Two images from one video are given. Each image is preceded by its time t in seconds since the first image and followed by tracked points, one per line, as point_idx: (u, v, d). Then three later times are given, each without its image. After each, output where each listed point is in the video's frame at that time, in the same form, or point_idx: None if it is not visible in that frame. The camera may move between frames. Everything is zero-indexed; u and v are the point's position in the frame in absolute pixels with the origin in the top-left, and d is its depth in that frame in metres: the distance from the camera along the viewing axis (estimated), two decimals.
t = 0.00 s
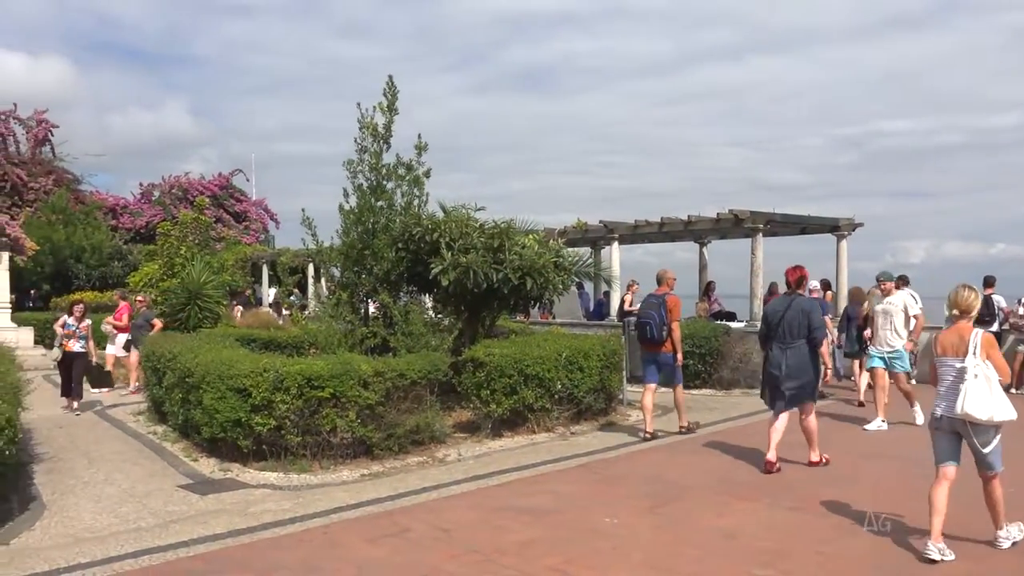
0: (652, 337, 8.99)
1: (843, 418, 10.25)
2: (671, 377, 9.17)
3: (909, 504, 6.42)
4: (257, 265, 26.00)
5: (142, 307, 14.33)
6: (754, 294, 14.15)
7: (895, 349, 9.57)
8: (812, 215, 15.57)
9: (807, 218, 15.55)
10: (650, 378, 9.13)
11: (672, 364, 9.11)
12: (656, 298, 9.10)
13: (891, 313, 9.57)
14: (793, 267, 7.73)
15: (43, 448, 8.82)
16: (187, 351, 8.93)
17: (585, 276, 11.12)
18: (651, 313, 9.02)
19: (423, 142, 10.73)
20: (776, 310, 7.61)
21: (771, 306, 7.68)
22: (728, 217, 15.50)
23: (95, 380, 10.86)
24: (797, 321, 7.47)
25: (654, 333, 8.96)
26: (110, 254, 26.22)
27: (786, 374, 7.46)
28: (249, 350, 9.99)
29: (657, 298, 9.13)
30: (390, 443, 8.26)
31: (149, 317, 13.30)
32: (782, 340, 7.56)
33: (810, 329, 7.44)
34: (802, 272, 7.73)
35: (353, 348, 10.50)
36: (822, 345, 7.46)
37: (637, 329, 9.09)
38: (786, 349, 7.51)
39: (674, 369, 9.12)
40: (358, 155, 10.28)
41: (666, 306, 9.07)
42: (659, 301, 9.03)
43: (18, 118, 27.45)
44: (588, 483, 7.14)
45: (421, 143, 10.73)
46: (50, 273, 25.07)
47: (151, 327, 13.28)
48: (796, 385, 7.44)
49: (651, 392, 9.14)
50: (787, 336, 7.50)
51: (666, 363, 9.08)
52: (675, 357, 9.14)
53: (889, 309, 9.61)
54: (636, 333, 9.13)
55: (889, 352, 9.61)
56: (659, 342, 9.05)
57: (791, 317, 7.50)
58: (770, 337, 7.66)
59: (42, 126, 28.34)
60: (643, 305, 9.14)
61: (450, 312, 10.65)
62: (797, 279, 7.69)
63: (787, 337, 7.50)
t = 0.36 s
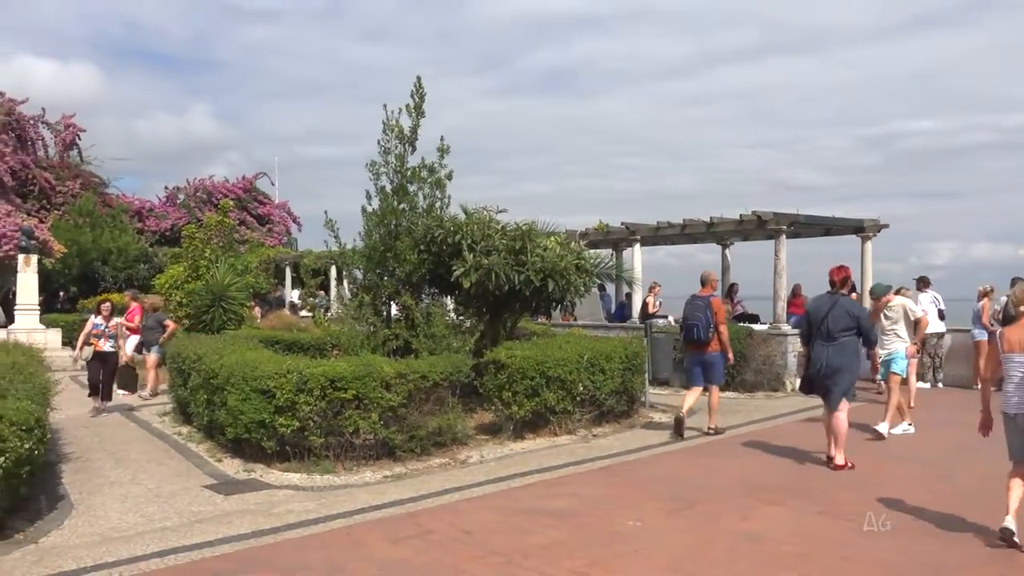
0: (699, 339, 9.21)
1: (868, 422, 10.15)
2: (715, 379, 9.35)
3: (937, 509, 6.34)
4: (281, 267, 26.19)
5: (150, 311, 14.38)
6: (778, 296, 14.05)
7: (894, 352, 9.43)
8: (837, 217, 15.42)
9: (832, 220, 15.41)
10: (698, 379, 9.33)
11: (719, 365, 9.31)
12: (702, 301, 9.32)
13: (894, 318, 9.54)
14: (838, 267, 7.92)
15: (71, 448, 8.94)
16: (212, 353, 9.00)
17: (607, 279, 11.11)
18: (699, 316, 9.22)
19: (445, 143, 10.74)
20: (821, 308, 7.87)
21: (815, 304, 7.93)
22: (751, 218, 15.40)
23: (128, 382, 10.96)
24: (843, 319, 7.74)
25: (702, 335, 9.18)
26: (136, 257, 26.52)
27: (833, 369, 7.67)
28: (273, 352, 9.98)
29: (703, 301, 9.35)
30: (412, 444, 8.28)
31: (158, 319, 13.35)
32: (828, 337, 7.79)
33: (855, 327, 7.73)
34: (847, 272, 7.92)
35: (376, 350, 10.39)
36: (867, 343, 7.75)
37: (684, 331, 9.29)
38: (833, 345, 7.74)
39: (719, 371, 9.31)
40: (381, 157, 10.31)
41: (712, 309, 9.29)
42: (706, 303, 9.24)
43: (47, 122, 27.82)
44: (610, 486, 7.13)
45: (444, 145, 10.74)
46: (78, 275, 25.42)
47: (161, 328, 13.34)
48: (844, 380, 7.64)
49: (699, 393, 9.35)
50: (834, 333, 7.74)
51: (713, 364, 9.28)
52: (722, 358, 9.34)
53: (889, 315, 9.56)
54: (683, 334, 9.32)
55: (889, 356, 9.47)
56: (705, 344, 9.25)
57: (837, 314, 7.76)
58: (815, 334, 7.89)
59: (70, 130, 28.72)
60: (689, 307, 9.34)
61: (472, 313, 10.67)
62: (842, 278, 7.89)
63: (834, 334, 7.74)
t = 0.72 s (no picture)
0: (740, 337, 9.16)
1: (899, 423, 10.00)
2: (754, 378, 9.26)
3: (970, 512, 6.24)
4: (308, 268, 26.40)
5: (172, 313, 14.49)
6: (807, 297, 13.90)
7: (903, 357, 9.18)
8: (867, 216, 15.24)
9: (861, 219, 15.22)
10: (740, 378, 9.22)
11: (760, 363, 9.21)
12: (744, 301, 9.33)
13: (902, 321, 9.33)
14: (875, 267, 7.97)
15: (104, 448, 9.07)
16: (242, 354, 9.08)
17: (633, 280, 11.07)
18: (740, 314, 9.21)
19: (472, 144, 10.75)
20: (859, 307, 7.93)
21: (852, 305, 7.99)
22: (779, 218, 15.26)
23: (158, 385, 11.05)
24: (881, 318, 7.79)
25: (743, 333, 9.14)
26: (167, 259, 26.87)
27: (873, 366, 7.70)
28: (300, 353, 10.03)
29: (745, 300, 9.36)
30: (440, 445, 8.30)
31: (174, 320, 13.39)
32: (866, 336, 7.84)
33: (893, 326, 7.78)
34: (884, 272, 7.97)
35: (403, 350, 10.41)
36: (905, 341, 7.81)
37: (725, 329, 9.27)
38: (871, 344, 7.78)
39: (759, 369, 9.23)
40: (408, 158, 10.35)
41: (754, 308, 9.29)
42: (748, 303, 9.24)
43: (80, 126, 28.26)
44: (637, 487, 7.09)
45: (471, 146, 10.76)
46: (110, 277, 25.83)
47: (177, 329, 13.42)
48: (883, 378, 7.67)
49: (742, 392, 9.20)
50: (872, 332, 7.79)
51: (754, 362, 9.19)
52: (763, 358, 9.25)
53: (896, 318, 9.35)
54: (723, 333, 9.30)
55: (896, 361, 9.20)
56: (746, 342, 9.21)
57: (875, 313, 7.83)
58: (852, 335, 7.94)
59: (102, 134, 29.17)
60: (731, 307, 9.35)
61: (498, 314, 10.69)
62: (880, 277, 7.95)
63: (874, 333, 7.79)
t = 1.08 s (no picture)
0: (777, 333, 9.46)
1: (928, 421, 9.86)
2: (794, 373, 9.57)
3: (1002, 512, 6.13)
4: (332, 267, 26.56)
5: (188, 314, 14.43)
6: (833, 295, 13.76)
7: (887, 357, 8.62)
8: (894, 213, 15.05)
9: (888, 216, 15.02)
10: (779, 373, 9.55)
11: (797, 359, 9.53)
12: (780, 297, 9.58)
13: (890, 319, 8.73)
14: (913, 265, 8.03)
15: (132, 445, 9.19)
16: (267, 352, 9.15)
17: (656, 278, 11.02)
18: (776, 311, 9.49)
19: (493, 143, 10.75)
20: (894, 307, 7.99)
21: (888, 304, 8.06)
22: (805, 215, 15.11)
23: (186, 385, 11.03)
24: (916, 316, 7.85)
25: (779, 330, 9.43)
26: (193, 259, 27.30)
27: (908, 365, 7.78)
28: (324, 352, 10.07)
29: (780, 297, 9.61)
30: (463, 443, 8.31)
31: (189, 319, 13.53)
32: (901, 334, 7.90)
33: (929, 324, 7.81)
34: (922, 271, 8.03)
35: (426, 349, 10.42)
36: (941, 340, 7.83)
37: (762, 326, 9.57)
38: (907, 342, 7.85)
39: (798, 364, 9.53)
40: (430, 158, 10.38)
41: (790, 305, 9.55)
42: (784, 300, 9.50)
43: (107, 127, 28.63)
44: (661, 487, 7.05)
45: (492, 145, 10.75)
46: (137, 277, 26.14)
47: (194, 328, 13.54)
48: (919, 377, 7.75)
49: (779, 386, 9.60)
50: (907, 331, 7.86)
51: (791, 358, 9.52)
52: (800, 353, 9.56)
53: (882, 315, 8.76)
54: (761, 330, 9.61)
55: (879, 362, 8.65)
56: (783, 339, 9.49)
57: (910, 311, 7.88)
58: (888, 333, 8.01)
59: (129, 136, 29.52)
60: (766, 304, 9.62)
61: (521, 312, 10.69)
62: (916, 276, 8.00)
63: (909, 331, 7.86)
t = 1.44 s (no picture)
0: (823, 333, 9.46)
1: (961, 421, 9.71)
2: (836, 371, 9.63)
3: None
4: (358, 267, 26.72)
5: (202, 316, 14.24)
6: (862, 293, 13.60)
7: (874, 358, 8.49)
8: (925, 209, 14.83)
9: (919, 212, 14.81)
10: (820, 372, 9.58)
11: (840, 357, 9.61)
12: (824, 297, 9.55)
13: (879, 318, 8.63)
14: (965, 263, 8.17)
15: (163, 444, 9.30)
16: (294, 352, 9.22)
17: (682, 276, 10.95)
18: (823, 311, 9.46)
19: (518, 142, 10.73)
20: (947, 303, 8.09)
21: (940, 300, 8.14)
22: (833, 212, 14.94)
23: (213, 383, 10.99)
24: (971, 313, 7.97)
25: (827, 330, 9.42)
26: (220, 259, 27.63)
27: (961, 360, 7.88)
28: (351, 350, 10.13)
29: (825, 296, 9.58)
30: (489, 442, 8.32)
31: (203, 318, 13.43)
32: (953, 331, 8.02)
33: (982, 322, 7.95)
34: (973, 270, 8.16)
35: (452, 348, 10.44)
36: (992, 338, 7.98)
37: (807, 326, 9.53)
38: (959, 339, 7.96)
39: (841, 363, 9.59)
40: (454, 157, 10.40)
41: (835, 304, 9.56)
42: (829, 299, 9.48)
43: (137, 130, 28.99)
44: (689, 486, 7.01)
45: (517, 143, 10.74)
46: (166, 277, 26.49)
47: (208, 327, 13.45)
48: (971, 373, 7.87)
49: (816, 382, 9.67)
50: (961, 327, 7.96)
51: (834, 356, 9.56)
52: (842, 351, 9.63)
53: (873, 313, 8.70)
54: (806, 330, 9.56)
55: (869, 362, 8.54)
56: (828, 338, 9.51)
57: (965, 308, 7.99)
58: (940, 329, 8.10)
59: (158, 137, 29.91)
60: (810, 303, 9.57)
61: (547, 310, 10.66)
62: (971, 274, 8.14)
63: (962, 327, 7.96)
